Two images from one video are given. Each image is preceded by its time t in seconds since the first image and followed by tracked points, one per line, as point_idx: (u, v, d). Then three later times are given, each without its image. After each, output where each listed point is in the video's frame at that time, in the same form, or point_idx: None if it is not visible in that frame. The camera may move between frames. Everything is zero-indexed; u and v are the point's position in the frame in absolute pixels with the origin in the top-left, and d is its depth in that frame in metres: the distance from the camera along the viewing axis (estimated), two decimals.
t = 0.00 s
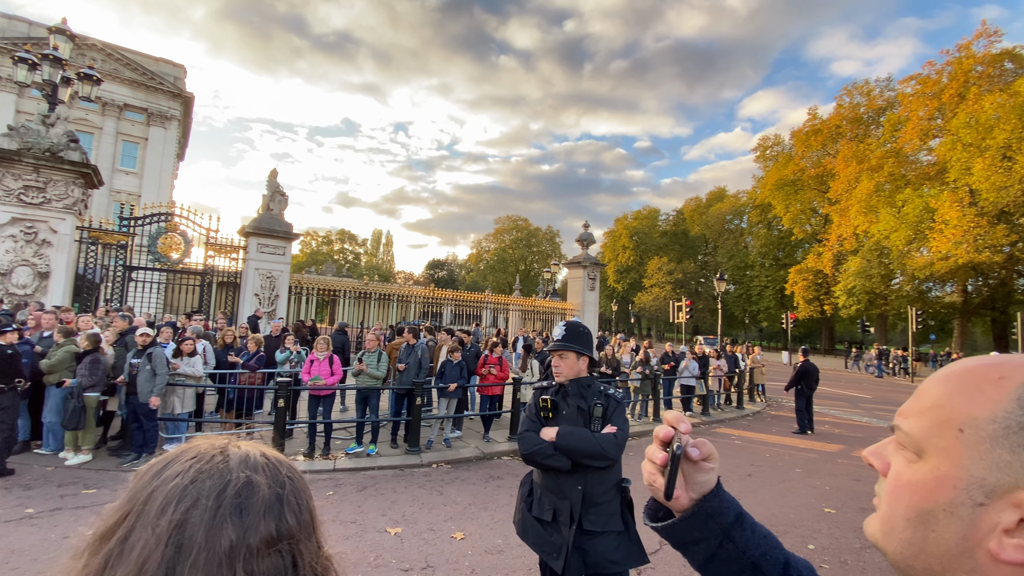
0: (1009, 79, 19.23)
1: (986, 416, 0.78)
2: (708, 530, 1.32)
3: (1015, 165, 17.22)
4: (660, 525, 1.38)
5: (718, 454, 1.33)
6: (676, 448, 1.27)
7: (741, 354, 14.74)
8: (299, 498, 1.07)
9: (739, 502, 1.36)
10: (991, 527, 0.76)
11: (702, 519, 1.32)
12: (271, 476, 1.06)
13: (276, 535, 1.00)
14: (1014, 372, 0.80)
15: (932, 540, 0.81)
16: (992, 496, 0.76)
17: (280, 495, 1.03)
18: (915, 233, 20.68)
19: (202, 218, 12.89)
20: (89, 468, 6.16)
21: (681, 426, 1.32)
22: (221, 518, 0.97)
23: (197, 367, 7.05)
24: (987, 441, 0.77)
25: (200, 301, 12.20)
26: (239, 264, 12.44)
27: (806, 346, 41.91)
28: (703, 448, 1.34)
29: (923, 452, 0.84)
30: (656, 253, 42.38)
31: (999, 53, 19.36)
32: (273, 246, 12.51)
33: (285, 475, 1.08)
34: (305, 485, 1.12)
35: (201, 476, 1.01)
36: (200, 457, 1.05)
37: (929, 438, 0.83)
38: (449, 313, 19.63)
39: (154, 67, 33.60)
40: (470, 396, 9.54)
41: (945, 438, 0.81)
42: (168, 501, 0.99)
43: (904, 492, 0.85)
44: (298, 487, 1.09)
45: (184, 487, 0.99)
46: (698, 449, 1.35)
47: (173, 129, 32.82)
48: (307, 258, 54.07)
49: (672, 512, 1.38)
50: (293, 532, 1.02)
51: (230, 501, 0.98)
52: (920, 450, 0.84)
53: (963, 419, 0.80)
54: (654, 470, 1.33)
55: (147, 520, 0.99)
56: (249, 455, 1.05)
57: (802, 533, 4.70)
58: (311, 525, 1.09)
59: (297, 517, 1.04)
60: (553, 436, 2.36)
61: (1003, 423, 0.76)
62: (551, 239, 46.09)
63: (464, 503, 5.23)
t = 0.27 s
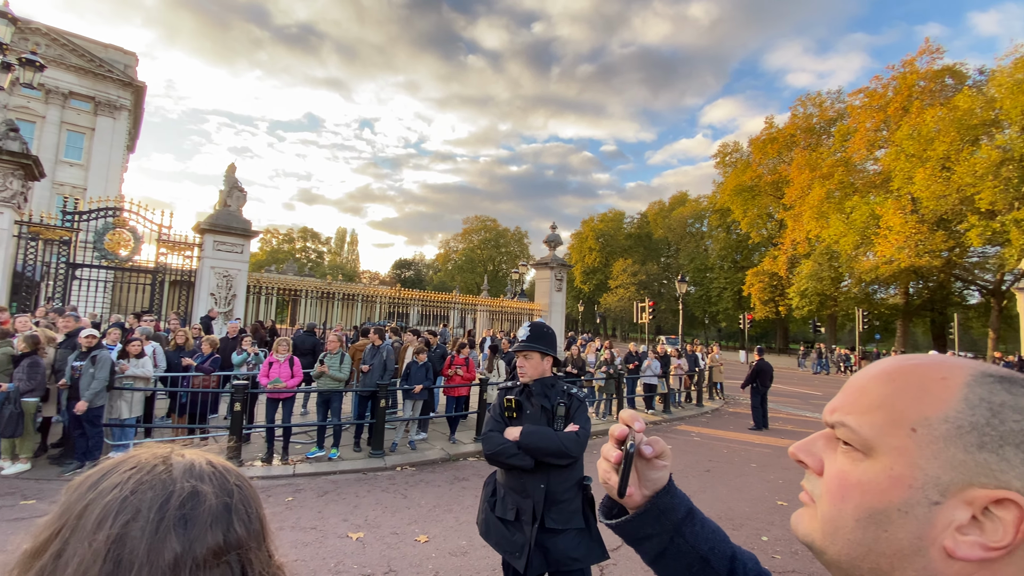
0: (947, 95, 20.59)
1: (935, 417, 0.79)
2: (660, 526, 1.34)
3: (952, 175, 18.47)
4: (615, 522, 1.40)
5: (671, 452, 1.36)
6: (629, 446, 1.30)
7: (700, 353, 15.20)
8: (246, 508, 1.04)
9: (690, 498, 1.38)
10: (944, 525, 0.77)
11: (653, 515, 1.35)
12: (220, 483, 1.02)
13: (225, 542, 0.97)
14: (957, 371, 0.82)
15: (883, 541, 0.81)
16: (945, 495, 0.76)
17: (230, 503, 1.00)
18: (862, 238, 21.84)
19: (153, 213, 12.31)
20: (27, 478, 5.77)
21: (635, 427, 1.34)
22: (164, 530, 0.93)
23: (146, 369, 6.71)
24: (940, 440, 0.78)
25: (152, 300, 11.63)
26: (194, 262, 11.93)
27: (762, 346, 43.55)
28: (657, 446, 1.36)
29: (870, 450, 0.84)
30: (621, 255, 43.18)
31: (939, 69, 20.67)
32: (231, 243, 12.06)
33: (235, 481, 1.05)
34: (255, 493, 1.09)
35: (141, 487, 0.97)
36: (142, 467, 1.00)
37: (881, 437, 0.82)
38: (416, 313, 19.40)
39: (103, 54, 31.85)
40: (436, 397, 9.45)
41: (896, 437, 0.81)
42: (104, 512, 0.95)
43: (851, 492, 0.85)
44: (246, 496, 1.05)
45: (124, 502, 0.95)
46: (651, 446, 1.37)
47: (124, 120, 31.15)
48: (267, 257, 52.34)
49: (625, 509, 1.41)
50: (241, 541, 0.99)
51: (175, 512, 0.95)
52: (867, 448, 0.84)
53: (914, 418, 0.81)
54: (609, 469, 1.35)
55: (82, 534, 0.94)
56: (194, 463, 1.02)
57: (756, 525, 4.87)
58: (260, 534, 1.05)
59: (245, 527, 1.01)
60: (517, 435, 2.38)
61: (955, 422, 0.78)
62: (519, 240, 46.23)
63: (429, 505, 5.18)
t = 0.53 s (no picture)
0: (892, 109, 21.79)
1: (846, 426, 0.82)
2: (618, 541, 1.36)
3: (895, 185, 19.61)
4: (574, 538, 1.40)
5: (630, 468, 1.37)
6: (589, 466, 1.31)
7: (663, 354, 15.56)
8: (187, 527, 1.00)
9: (648, 512, 1.42)
10: (858, 530, 0.80)
11: (612, 532, 1.37)
12: (158, 505, 0.98)
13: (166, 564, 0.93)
14: (864, 383, 0.87)
15: (805, 547, 0.83)
16: (860, 500, 0.80)
17: (170, 523, 0.96)
18: (813, 244, 22.91)
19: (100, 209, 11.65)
20: None
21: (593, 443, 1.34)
22: (102, 554, 0.88)
23: (90, 373, 6.37)
24: (851, 449, 0.81)
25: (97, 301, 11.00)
26: (144, 261, 11.36)
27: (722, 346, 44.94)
28: (615, 462, 1.37)
29: (792, 460, 0.86)
30: (588, 257, 43.75)
31: (885, 84, 21.85)
32: (184, 242, 11.55)
33: (173, 501, 1.01)
34: (194, 512, 1.05)
35: (73, 511, 0.91)
36: (70, 492, 0.94)
37: (800, 447, 0.85)
38: (381, 314, 19.06)
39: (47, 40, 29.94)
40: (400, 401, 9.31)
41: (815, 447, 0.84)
42: (32, 540, 0.88)
43: (775, 501, 0.87)
44: (185, 515, 1.01)
45: (54, 526, 0.89)
46: (611, 463, 1.37)
47: (69, 109, 29.34)
48: (225, 255, 50.31)
49: (587, 526, 1.42)
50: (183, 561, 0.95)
51: (112, 535, 0.90)
52: (789, 458, 0.87)
53: (826, 429, 0.84)
54: (569, 486, 1.36)
55: (8, 566, 0.87)
56: (128, 485, 0.97)
57: (714, 521, 5.01)
58: (203, 551, 1.02)
59: (186, 546, 0.97)
60: (481, 441, 2.37)
61: (863, 430, 0.81)
62: (487, 241, 46.17)
63: (391, 511, 5.11)
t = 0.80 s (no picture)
0: (844, 120, 22.85)
1: (769, 444, 0.85)
2: (570, 559, 1.38)
3: (846, 194, 20.59)
4: (527, 557, 1.40)
5: (582, 486, 1.40)
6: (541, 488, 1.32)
7: (628, 356, 15.83)
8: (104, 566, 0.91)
9: (600, 528, 1.44)
10: (782, 544, 0.83)
11: (565, 550, 1.38)
12: (68, 543, 0.88)
13: None
14: (786, 402, 0.90)
15: (735, 563, 0.85)
16: (782, 516, 0.83)
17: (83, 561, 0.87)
18: (771, 249, 23.79)
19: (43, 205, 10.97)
20: None
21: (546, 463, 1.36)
22: None
23: (32, 378, 6.09)
24: (773, 467, 0.84)
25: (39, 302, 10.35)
26: (91, 260, 10.78)
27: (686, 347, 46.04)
28: (568, 480, 1.40)
29: (721, 479, 0.89)
30: (557, 259, 44.08)
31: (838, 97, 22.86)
32: (136, 241, 11.01)
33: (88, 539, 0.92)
34: (114, 550, 0.96)
35: None
36: None
37: (728, 465, 0.88)
38: (347, 316, 18.65)
39: None
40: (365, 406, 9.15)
41: (740, 464, 0.87)
42: None
43: (708, 519, 0.89)
44: (101, 553, 0.92)
45: None
46: (562, 481, 1.40)
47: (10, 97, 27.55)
48: (181, 254, 48.17)
49: (538, 546, 1.43)
50: None
51: None
52: (719, 476, 0.90)
53: (752, 447, 0.87)
54: (521, 507, 1.37)
55: None
56: (35, 523, 0.88)
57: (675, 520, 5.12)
58: None
59: None
60: (445, 449, 2.35)
61: (785, 448, 0.84)
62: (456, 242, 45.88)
63: (353, 520, 5.01)
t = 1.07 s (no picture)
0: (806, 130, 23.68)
1: (711, 459, 0.88)
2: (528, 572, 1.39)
3: (807, 201, 21.36)
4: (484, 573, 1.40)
5: (540, 499, 1.43)
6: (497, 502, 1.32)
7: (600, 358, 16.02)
8: None
9: (558, 540, 1.46)
10: (724, 558, 0.86)
11: (523, 564, 1.38)
12: None
13: None
14: (728, 416, 0.93)
15: None
16: (721, 529, 0.86)
17: None
18: (737, 253, 24.49)
19: None
20: None
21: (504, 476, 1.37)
22: None
23: None
24: (714, 482, 0.87)
25: None
26: (43, 260, 10.26)
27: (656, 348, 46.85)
28: (526, 493, 1.42)
29: (667, 493, 0.92)
30: (531, 261, 44.23)
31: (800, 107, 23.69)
32: (92, 240, 10.53)
33: None
34: None
35: None
36: None
37: (672, 479, 0.91)
38: (316, 319, 18.25)
39: None
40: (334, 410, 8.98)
41: (683, 479, 0.90)
42: None
43: (654, 533, 0.92)
44: None
45: None
46: (521, 494, 1.42)
47: None
48: (140, 254, 46.21)
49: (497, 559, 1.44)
50: None
51: None
52: (665, 491, 0.92)
53: (695, 461, 0.89)
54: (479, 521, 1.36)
55: None
56: None
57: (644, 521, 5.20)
58: None
59: None
60: (414, 456, 2.34)
61: (723, 463, 0.87)
62: (430, 244, 45.50)
63: (322, 528, 4.91)
